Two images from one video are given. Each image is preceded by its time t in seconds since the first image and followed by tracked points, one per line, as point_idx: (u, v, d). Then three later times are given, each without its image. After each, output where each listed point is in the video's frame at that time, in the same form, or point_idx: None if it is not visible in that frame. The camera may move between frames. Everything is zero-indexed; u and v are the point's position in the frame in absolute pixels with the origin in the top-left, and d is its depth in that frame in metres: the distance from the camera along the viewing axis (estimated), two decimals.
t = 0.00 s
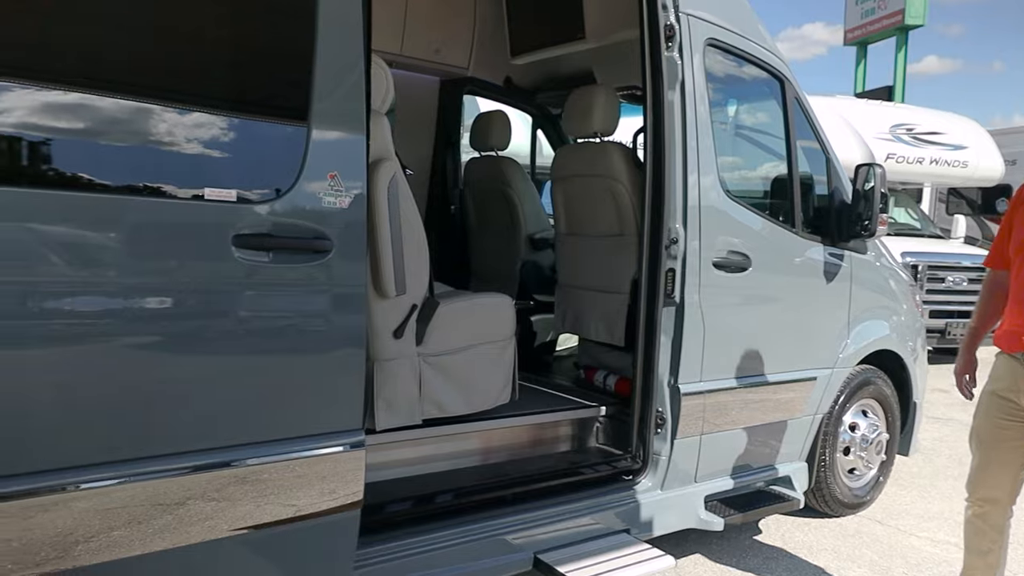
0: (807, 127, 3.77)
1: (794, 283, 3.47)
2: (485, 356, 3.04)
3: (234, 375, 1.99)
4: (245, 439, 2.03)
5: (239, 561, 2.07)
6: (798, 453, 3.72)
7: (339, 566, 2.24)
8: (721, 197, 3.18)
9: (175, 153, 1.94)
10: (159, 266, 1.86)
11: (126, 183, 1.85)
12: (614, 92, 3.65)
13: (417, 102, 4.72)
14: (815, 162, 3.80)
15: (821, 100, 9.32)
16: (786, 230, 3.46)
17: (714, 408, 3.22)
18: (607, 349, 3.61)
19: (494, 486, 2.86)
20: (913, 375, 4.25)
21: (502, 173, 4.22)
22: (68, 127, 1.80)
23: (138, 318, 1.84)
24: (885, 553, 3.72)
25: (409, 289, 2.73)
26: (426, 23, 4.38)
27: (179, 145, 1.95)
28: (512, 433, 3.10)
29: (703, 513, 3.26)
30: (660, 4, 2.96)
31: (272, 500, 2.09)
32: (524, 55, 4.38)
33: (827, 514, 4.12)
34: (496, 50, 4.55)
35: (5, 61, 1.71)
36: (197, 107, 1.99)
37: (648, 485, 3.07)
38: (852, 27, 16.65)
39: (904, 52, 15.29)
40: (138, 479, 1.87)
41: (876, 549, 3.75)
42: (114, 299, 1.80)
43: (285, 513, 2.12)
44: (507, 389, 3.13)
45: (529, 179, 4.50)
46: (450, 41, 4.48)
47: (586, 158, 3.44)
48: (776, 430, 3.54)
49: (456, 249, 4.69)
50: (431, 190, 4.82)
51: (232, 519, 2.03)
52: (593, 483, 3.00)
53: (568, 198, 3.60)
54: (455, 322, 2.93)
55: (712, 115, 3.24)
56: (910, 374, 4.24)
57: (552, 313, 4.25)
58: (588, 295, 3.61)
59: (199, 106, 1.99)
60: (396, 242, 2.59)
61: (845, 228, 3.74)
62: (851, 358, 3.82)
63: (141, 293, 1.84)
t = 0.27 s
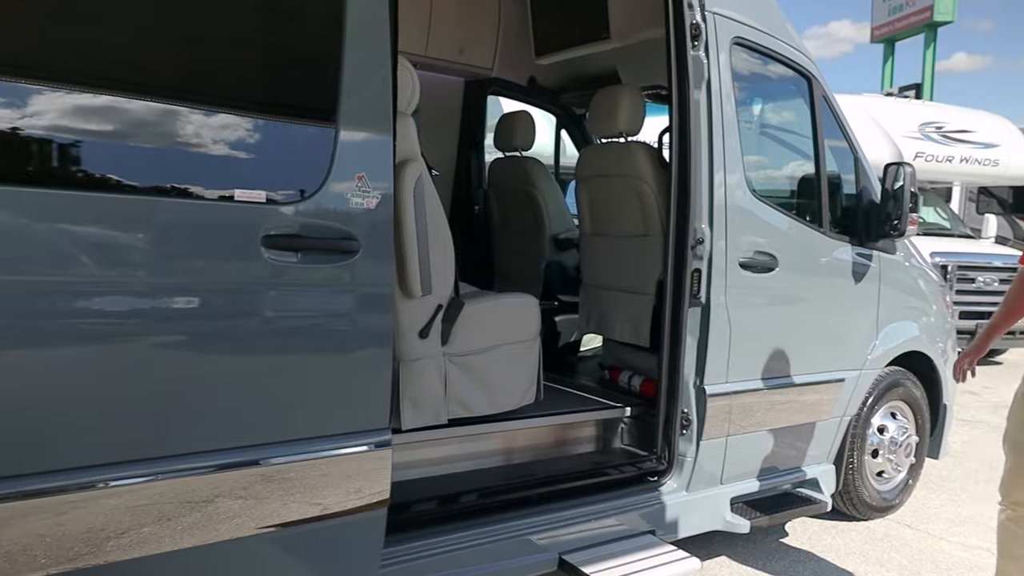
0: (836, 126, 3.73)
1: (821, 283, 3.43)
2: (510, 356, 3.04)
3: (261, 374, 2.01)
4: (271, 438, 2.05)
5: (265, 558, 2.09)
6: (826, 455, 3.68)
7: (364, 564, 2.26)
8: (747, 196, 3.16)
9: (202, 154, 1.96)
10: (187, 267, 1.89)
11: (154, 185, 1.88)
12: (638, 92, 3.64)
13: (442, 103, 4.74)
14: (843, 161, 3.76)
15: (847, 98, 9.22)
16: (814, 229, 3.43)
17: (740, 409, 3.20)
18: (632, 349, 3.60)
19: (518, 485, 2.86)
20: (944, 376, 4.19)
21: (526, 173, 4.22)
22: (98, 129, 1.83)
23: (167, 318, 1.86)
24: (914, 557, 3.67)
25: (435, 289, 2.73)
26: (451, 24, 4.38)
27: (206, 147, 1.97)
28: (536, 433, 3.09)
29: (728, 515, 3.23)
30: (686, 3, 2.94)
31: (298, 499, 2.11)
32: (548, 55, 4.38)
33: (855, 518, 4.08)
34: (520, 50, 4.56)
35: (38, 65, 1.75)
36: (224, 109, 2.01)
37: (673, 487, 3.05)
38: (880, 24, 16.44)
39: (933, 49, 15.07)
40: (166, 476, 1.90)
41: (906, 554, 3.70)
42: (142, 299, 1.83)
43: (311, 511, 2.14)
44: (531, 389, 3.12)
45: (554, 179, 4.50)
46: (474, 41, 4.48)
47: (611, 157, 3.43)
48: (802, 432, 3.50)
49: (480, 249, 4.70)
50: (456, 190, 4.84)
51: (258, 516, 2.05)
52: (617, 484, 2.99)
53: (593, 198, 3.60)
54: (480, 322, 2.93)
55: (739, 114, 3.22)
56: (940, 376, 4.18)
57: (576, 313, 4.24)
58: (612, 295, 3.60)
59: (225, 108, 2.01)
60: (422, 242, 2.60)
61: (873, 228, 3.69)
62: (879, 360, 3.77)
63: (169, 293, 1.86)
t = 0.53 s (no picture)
0: (853, 125, 3.70)
1: (838, 283, 3.41)
2: (524, 356, 3.03)
3: (277, 372, 2.02)
4: (286, 436, 2.06)
5: (280, 556, 2.10)
6: (843, 456, 3.65)
7: (379, 563, 2.26)
8: (763, 196, 3.14)
9: (218, 154, 1.98)
10: (204, 266, 1.90)
11: (171, 184, 1.89)
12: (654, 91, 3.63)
13: (457, 102, 4.75)
14: (861, 160, 3.73)
15: (865, 97, 9.14)
16: (831, 229, 3.40)
17: (756, 410, 3.18)
18: (647, 349, 3.59)
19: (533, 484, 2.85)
20: (963, 378, 4.14)
21: (541, 172, 4.22)
22: (116, 129, 1.84)
23: (183, 316, 1.87)
24: (932, 560, 3.64)
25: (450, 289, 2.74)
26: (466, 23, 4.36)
27: (222, 147, 1.99)
28: (550, 433, 3.09)
29: (744, 516, 3.21)
30: (702, 1, 2.93)
31: (313, 497, 2.12)
32: (563, 54, 4.38)
33: (872, 520, 4.04)
34: (535, 50, 4.55)
35: (57, 65, 1.76)
36: (240, 109, 2.02)
37: (688, 487, 3.04)
38: (898, 22, 16.29)
39: (952, 47, 14.92)
40: (182, 474, 1.91)
41: (923, 557, 3.67)
42: (160, 298, 1.84)
43: (326, 509, 2.15)
44: (546, 389, 3.12)
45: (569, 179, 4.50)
46: (491, 42, 4.47)
47: (626, 157, 3.42)
48: (819, 433, 3.48)
49: (495, 249, 4.71)
50: (471, 190, 4.84)
51: (274, 514, 2.06)
52: (632, 484, 2.98)
53: (608, 197, 3.59)
54: (495, 321, 2.93)
55: (755, 113, 3.20)
56: (959, 377, 4.13)
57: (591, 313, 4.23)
58: (628, 295, 3.59)
59: (242, 108, 2.03)
60: (438, 242, 2.60)
61: (891, 228, 3.67)
62: (897, 360, 3.74)
63: (185, 292, 1.88)
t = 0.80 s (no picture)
0: (861, 126, 3.69)
1: (845, 284, 3.39)
2: (530, 356, 3.03)
3: (283, 371, 2.02)
4: (292, 436, 2.07)
5: (286, 556, 2.11)
6: (849, 458, 3.63)
7: (383, 563, 2.27)
8: (770, 196, 3.13)
9: (226, 154, 1.98)
10: (211, 265, 1.90)
11: (178, 184, 1.90)
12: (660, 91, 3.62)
13: (463, 103, 4.75)
14: (868, 161, 3.71)
15: (873, 97, 9.11)
16: (837, 230, 3.39)
17: (762, 411, 3.17)
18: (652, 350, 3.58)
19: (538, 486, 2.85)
20: (970, 380, 4.12)
21: (546, 173, 4.21)
22: (124, 129, 1.85)
23: (190, 316, 1.88)
24: (938, 563, 3.62)
25: (455, 289, 2.74)
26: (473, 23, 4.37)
27: (230, 147, 1.99)
28: (556, 433, 3.09)
29: (750, 517, 3.21)
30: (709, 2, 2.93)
31: (318, 497, 2.12)
32: (570, 55, 4.38)
33: (878, 522, 4.03)
34: (541, 51, 4.55)
35: (66, 66, 1.77)
36: (247, 109, 2.03)
37: (694, 489, 3.03)
38: (906, 22, 16.23)
39: (961, 48, 14.85)
40: (188, 473, 1.91)
41: (930, 559, 3.65)
42: (166, 298, 1.85)
43: (331, 509, 2.15)
44: (551, 390, 3.11)
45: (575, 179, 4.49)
46: (497, 43, 4.48)
47: (632, 158, 3.42)
48: (825, 435, 3.47)
49: (501, 249, 4.71)
50: (477, 190, 4.85)
51: (280, 514, 2.07)
52: (637, 485, 2.98)
53: (614, 198, 3.59)
54: (500, 322, 2.93)
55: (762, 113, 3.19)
56: (967, 380, 4.12)
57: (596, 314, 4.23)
58: (633, 295, 3.58)
59: (249, 108, 2.03)
60: (443, 242, 2.61)
61: (899, 229, 3.63)
62: (904, 362, 3.72)
63: (192, 292, 1.88)
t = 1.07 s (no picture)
0: (853, 132, 3.71)
1: (837, 290, 3.40)
2: (523, 361, 3.03)
3: (275, 376, 2.01)
4: (285, 441, 2.06)
5: (277, 562, 2.09)
6: (841, 464, 3.64)
7: (375, 570, 2.26)
8: (763, 201, 3.14)
9: (221, 158, 1.98)
10: (204, 270, 1.90)
11: (172, 189, 1.89)
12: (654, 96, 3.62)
13: (458, 107, 4.75)
14: (861, 167, 3.73)
15: (866, 103, 9.14)
16: (830, 236, 3.39)
17: (755, 416, 3.17)
18: (645, 355, 3.58)
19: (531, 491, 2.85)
20: (962, 385, 4.13)
21: (540, 177, 4.22)
22: (119, 133, 1.84)
23: (182, 320, 1.87)
24: (930, 569, 3.62)
25: (448, 294, 2.74)
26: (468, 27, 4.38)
27: (224, 151, 1.99)
28: (549, 438, 3.09)
29: (742, 523, 3.20)
30: (702, 8, 2.94)
31: (309, 503, 2.11)
32: (564, 59, 4.36)
33: (870, 528, 4.03)
34: (536, 56, 4.56)
35: (59, 69, 1.76)
36: (242, 113, 2.02)
37: (686, 494, 3.03)
38: (899, 28, 16.30)
39: (953, 54, 14.92)
40: (180, 479, 1.90)
41: (922, 565, 3.65)
42: (159, 302, 1.84)
43: (322, 515, 2.14)
44: (544, 395, 3.11)
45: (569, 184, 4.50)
46: (491, 47, 4.48)
47: (625, 163, 3.42)
48: (817, 441, 3.47)
49: (494, 253, 4.71)
50: (470, 195, 4.85)
51: (271, 520, 2.06)
52: (630, 491, 2.98)
53: (607, 203, 3.59)
54: (494, 327, 2.93)
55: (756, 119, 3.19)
56: (958, 385, 4.13)
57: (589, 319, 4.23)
58: (627, 300, 3.58)
59: (244, 112, 2.03)
60: (436, 247, 2.60)
61: (891, 235, 3.67)
62: (896, 367, 3.73)
63: (185, 297, 1.87)
